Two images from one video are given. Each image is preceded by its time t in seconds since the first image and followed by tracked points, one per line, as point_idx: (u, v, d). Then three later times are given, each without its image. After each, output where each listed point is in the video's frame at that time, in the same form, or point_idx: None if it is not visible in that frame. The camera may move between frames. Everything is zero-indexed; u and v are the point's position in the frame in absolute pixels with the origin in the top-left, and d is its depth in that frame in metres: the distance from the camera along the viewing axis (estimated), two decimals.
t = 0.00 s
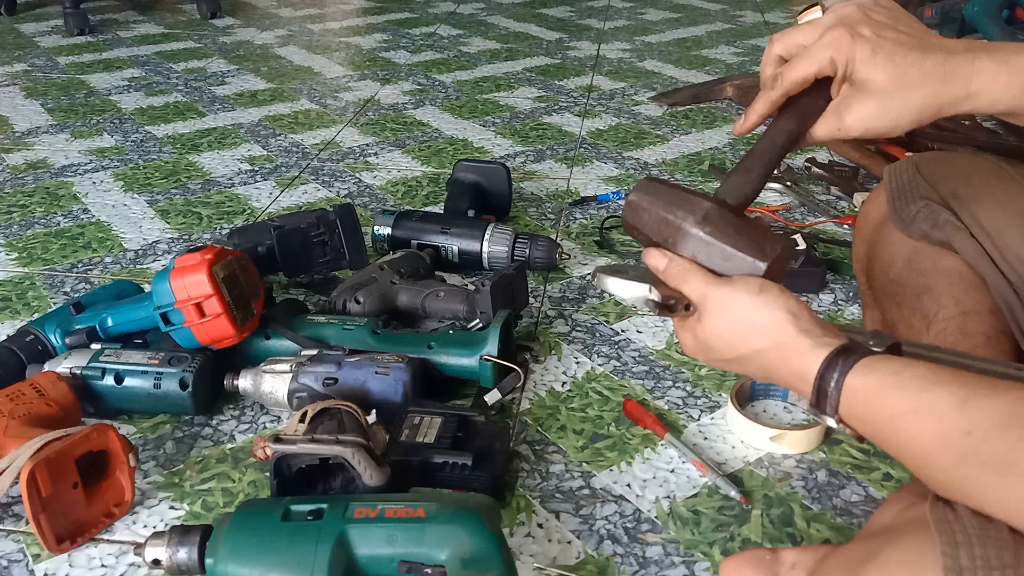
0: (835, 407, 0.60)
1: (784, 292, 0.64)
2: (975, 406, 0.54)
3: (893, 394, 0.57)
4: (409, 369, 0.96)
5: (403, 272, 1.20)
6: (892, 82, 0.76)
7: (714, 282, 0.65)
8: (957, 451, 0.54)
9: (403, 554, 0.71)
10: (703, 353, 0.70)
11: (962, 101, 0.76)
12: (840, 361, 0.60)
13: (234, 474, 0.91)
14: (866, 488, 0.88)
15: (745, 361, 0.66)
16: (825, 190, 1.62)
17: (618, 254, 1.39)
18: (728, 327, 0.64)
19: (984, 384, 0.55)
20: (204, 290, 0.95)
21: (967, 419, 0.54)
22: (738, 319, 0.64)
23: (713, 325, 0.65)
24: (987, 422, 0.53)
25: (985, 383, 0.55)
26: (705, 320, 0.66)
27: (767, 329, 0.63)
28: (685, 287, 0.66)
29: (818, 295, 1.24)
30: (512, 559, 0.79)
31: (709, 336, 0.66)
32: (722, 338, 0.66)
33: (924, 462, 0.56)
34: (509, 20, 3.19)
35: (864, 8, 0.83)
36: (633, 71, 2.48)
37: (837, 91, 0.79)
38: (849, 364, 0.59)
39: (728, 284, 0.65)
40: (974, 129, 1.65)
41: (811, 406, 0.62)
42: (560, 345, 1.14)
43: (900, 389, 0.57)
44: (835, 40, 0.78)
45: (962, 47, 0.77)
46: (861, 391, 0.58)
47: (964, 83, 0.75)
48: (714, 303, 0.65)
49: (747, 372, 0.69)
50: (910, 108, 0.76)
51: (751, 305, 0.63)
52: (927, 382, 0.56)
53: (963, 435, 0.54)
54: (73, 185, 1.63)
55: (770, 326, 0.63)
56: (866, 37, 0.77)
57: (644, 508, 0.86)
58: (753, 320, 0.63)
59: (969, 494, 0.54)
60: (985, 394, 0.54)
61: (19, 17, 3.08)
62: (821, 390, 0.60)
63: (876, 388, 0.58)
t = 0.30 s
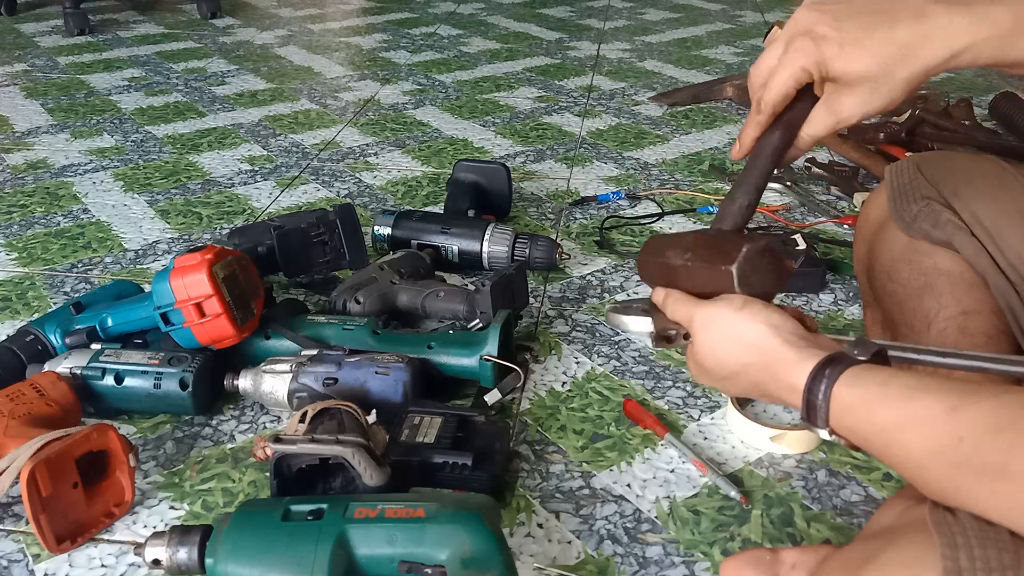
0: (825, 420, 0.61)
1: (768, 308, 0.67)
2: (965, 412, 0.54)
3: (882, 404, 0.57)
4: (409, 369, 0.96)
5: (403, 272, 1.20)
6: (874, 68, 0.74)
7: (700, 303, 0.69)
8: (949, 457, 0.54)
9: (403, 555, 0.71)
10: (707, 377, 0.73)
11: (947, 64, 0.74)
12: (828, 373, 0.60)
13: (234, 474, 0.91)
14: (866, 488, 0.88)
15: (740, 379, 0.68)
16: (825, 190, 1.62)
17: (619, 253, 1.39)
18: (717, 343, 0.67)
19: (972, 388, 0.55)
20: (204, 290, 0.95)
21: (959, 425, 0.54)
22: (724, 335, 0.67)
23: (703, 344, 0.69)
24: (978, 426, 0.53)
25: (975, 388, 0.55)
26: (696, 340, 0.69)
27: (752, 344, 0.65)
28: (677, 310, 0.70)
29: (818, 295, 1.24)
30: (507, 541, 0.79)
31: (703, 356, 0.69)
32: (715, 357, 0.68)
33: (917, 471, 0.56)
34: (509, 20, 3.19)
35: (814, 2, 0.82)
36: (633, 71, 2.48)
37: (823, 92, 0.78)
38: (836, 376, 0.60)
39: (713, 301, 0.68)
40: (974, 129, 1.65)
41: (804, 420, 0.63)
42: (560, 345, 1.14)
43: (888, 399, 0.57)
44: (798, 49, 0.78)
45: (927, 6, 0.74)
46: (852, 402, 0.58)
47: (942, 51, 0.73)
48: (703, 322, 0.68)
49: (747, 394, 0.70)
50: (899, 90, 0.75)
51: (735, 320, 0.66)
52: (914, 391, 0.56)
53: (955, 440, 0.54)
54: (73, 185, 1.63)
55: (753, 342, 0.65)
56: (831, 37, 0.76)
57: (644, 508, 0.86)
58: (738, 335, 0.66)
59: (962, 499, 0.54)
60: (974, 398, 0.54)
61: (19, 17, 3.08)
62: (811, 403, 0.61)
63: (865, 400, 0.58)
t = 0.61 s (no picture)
0: (821, 415, 0.61)
1: (761, 305, 0.68)
2: (962, 409, 0.54)
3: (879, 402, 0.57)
4: (409, 369, 0.96)
5: (403, 272, 1.20)
6: (858, 87, 0.81)
7: (694, 298, 0.70)
8: (947, 454, 0.54)
9: (402, 554, 0.71)
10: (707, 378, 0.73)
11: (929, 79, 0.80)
12: (824, 371, 0.61)
13: (234, 474, 0.91)
14: (866, 488, 0.88)
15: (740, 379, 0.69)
16: (826, 190, 1.62)
17: (619, 253, 1.39)
18: (711, 339, 0.68)
19: (969, 386, 0.55)
20: (204, 290, 0.95)
21: (956, 421, 0.54)
22: (720, 332, 0.68)
23: (696, 340, 0.70)
24: (976, 423, 0.53)
25: (972, 385, 0.55)
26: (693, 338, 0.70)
27: (745, 340, 0.66)
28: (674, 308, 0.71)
29: (818, 295, 1.24)
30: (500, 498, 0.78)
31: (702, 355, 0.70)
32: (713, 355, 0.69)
33: (914, 469, 0.56)
34: (509, 19, 3.19)
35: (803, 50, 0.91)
36: (633, 71, 2.48)
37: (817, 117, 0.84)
38: (833, 373, 0.60)
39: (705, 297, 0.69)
40: (974, 129, 1.65)
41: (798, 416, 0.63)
42: (560, 345, 1.14)
43: (885, 396, 0.57)
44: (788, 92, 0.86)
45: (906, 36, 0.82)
46: (849, 400, 0.59)
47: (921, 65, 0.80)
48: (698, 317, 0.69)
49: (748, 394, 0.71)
50: (888, 105, 0.80)
51: (729, 317, 0.67)
52: (912, 388, 0.57)
53: (953, 437, 0.54)
54: (73, 185, 1.63)
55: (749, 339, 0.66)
56: (817, 68, 0.84)
57: (644, 508, 0.86)
58: (733, 332, 0.67)
59: (961, 497, 0.54)
60: (971, 395, 0.54)
61: (19, 17, 3.08)
62: (808, 398, 0.62)
63: (861, 397, 0.58)
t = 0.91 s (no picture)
0: (806, 420, 0.60)
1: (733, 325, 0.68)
2: (947, 410, 0.54)
3: (865, 402, 0.57)
4: (409, 369, 0.96)
5: (403, 272, 1.20)
6: (854, 125, 0.83)
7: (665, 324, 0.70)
8: (934, 454, 0.54)
9: (402, 554, 0.71)
10: (670, 418, 0.72)
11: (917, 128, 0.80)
12: (806, 376, 0.60)
13: (234, 474, 0.91)
14: (866, 488, 0.88)
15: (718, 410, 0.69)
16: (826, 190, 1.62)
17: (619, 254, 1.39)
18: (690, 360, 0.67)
19: (955, 388, 0.56)
20: (204, 290, 0.95)
21: (943, 422, 0.54)
22: (697, 354, 0.67)
23: (673, 364, 0.68)
24: (963, 423, 0.53)
25: (958, 388, 0.55)
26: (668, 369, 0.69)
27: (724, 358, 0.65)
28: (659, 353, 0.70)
29: (818, 295, 1.24)
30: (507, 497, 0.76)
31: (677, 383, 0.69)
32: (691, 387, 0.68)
33: (903, 471, 0.56)
34: (508, 20, 3.19)
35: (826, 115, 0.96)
36: (633, 71, 2.48)
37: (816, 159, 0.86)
38: (815, 377, 0.60)
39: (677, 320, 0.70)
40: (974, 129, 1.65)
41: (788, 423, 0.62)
42: (560, 346, 1.14)
43: (869, 397, 0.57)
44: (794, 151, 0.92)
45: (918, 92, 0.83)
46: (832, 403, 0.59)
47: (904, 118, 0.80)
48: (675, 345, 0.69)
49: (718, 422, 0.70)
50: (878, 139, 0.80)
51: (704, 335, 0.67)
52: (897, 390, 0.57)
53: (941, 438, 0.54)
54: (73, 185, 1.63)
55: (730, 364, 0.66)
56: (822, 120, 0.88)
57: (644, 508, 0.86)
58: (710, 350, 0.66)
59: (954, 499, 0.54)
60: (956, 397, 0.55)
61: (19, 17, 3.08)
62: (791, 403, 0.61)
63: (844, 397, 0.58)
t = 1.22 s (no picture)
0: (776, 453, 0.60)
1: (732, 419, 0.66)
2: (899, 404, 0.56)
3: (826, 419, 0.58)
4: (409, 369, 0.96)
5: (403, 272, 1.20)
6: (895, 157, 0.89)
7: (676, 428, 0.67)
8: (905, 448, 0.55)
9: (398, 558, 0.71)
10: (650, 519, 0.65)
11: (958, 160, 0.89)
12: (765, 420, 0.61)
13: (234, 474, 0.91)
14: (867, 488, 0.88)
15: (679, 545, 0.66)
16: (826, 190, 1.61)
17: (619, 253, 1.39)
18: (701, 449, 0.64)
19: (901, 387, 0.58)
20: (204, 290, 0.95)
21: (897, 409, 0.56)
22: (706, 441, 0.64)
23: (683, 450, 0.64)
24: (917, 409, 0.55)
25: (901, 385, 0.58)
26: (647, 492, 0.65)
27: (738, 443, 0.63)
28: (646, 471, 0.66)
29: (817, 295, 1.24)
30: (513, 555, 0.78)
31: (644, 525, 0.66)
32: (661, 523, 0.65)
33: (882, 475, 0.56)
34: (508, 19, 3.19)
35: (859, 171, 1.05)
36: (633, 71, 2.48)
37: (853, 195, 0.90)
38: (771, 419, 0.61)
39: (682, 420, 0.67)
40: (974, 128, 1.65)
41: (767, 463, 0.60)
42: (560, 346, 1.14)
43: (826, 414, 0.59)
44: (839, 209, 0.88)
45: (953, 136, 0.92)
46: (792, 438, 0.59)
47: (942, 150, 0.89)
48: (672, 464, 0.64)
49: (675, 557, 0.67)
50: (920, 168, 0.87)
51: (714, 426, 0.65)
52: (843, 404, 0.59)
53: (898, 421, 0.55)
54: (73, 185, 1.63)
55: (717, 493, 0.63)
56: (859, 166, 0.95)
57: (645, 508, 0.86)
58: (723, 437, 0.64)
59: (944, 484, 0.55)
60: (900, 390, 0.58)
61: (19, 18, 3.08)
62: (761, 442, 0.60)
63: (803, 421, 0.60)
